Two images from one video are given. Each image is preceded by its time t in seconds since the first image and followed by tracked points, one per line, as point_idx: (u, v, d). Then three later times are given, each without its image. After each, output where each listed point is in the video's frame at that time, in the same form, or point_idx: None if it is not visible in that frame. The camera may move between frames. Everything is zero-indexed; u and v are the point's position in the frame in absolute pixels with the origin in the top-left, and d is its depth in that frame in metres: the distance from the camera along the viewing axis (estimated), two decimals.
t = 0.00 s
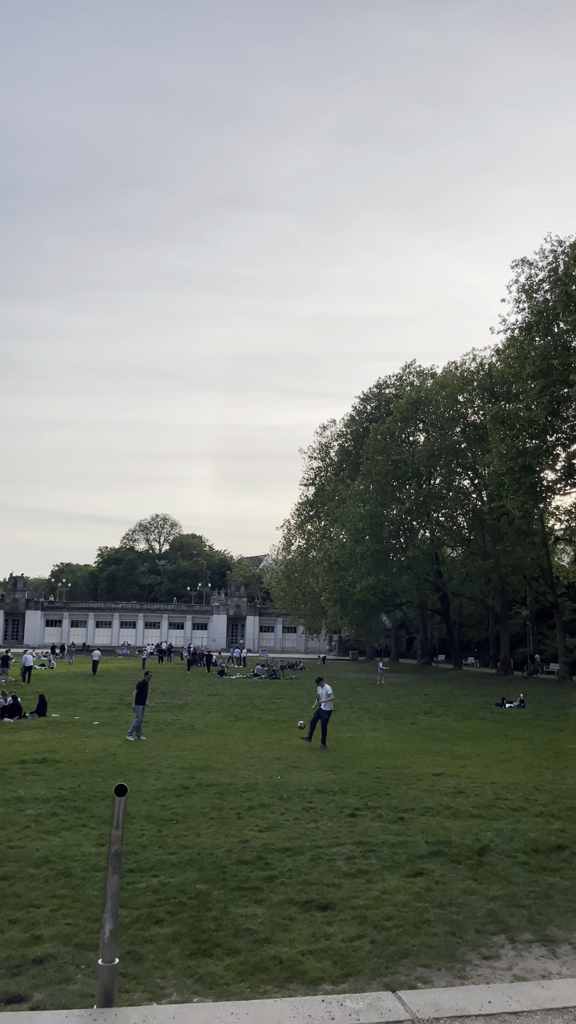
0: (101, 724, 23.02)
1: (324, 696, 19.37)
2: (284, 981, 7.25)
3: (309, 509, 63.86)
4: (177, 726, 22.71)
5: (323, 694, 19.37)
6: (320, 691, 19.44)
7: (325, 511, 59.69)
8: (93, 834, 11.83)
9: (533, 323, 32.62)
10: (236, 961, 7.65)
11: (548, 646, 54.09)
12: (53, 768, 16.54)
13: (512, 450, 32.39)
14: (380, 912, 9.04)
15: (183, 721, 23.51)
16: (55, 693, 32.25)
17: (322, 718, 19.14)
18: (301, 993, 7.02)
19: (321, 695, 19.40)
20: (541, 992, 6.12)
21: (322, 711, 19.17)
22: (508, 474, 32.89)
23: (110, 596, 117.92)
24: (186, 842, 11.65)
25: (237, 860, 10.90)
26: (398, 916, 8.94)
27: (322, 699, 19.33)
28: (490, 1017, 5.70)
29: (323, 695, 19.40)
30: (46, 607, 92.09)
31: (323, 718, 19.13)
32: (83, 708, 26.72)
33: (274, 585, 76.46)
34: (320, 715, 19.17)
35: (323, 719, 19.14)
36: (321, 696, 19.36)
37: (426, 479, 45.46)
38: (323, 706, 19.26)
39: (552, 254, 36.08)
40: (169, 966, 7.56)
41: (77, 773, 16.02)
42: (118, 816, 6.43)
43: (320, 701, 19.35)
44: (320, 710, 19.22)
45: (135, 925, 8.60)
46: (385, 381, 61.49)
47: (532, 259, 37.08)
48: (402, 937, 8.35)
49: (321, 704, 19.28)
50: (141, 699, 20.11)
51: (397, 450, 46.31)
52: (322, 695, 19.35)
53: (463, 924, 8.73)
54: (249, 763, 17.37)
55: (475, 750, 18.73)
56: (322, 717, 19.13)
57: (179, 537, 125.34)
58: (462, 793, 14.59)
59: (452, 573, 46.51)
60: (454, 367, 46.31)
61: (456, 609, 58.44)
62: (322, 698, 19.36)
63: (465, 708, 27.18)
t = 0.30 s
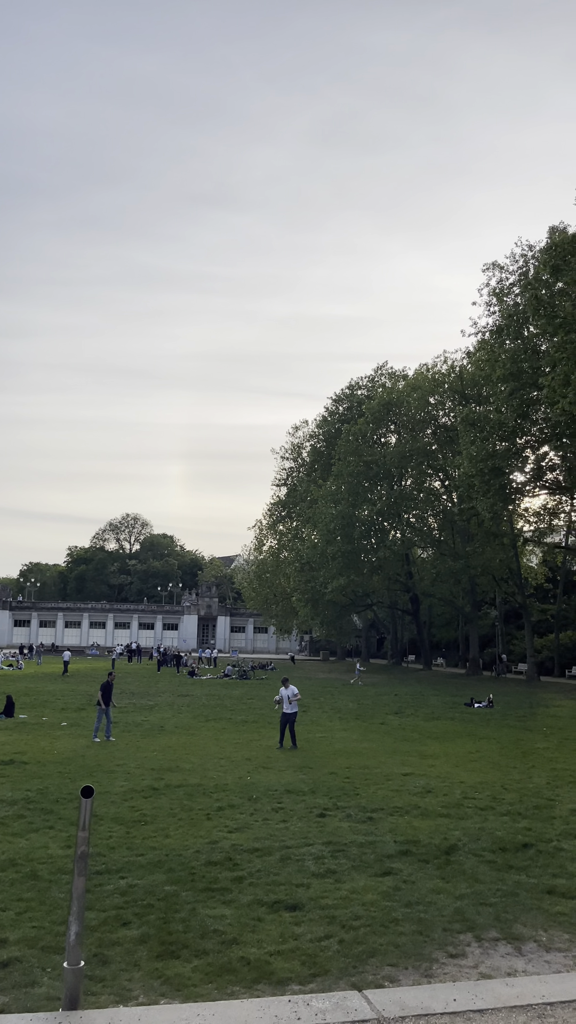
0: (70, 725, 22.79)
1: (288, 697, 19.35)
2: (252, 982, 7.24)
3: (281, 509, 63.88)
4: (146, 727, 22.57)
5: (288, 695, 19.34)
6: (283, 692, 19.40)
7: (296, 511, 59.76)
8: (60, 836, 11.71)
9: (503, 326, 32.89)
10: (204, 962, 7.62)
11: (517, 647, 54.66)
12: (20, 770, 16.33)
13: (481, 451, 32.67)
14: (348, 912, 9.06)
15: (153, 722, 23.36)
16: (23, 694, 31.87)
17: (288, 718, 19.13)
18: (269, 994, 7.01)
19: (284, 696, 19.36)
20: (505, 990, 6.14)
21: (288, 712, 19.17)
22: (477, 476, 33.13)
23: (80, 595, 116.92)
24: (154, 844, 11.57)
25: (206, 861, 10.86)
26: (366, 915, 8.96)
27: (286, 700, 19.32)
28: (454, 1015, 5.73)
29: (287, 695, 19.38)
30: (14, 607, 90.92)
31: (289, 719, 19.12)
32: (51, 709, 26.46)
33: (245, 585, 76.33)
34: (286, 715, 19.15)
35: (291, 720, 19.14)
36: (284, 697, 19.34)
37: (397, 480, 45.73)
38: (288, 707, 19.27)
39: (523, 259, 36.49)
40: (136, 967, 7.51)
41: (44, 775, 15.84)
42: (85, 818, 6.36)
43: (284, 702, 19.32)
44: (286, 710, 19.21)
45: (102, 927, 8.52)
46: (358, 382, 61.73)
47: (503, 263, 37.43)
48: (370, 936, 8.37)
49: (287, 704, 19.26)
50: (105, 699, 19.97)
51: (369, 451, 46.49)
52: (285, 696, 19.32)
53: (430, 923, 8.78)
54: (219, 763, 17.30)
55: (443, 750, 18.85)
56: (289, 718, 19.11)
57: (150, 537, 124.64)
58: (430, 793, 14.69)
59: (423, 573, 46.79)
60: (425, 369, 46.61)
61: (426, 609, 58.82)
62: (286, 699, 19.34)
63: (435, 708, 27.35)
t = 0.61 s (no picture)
0: (33, 728, 22.51)
1: (255, 698, 19.32)
2: (217, 984, 7.21)
3: (249, 510, 63.85)
4: (112, 729, 22.38)
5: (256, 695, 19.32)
6: (250, 693, 19.34)
7: (264, 513, 59.75)
8: (22, 840, 11.56)
9: (469, 332, 33.30)
10: (168, 965, 7.58)
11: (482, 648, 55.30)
12: None
13: (446, 454, 32.96)
14: (313, 913, 9.08)
15: (118, 724, 23.13)
16: None
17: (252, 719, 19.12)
18: (233, 996, 6.99)
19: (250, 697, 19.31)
20: (467, 988, 6.15)
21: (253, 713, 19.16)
22: (443, 479, 33.50)
23: (45, 596, 115.57)
24: (118, 847, 11.48)
25: (171, 863, 10.80)
26: (330, 916, 8.99)
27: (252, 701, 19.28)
28: (416, 1014, 5.74)
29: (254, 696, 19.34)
30: None
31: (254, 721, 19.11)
32: (14, 712, 26.11)
33: (212, 587, 76.15)
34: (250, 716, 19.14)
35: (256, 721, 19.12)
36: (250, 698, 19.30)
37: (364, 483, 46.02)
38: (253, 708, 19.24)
39: (489, 264, 36.93)
40: (99, 972, 7.44)
41: (6, 778, 15.61)
42: (47, 822, 6.29)
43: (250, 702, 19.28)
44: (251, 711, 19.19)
45: (64, 932, 8.42)
46: (326, 384, 61.90)
47: (469, 269, 37.87)
48: (334, 936, 8.40)
49: (253, 705, 19.23)
50: (67, 700, 19.74)
51: (336, 453, 46.69)
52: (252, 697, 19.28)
53: (394, 922, 8.83)
54: (185, 766, 17.22)
55: (409, 751, 18.97)
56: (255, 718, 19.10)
57: (116, 537, 123.65)
58: (395, 793, 14.78)
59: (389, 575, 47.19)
60: (392, 372, 46.93)
61: (392, 610, 59.20)
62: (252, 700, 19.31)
63: (400, 708, 27.58)
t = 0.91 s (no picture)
0: None
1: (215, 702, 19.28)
2: (176, 989, 7.17)
3: (211, 513, 63.67)
4: (70, 734, 22.09)
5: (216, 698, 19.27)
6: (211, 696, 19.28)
7: (227, 515, 59.62)
8: None
9: (430, 337, 33.67)
10: (126, 971, 7.51)
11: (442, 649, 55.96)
12: None
13: (407, 457, 33.33)
14: (273, 915, 9.07)
15: (76, 729, 22.84)
16: None
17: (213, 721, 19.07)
18: (192, 1000, 6.96)
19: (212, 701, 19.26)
20: (425, 987, 6.16)
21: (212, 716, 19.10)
22: (404, 482, 33.81)
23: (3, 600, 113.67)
24: (76, 853, 11.33)
25: (130, 868, 10.70)
26: (290, 918, 8.99)
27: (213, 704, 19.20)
28: (374, 1014, 5.76)
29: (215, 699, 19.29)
30: None
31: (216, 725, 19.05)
32: None
33: (174, 590, 75.74)
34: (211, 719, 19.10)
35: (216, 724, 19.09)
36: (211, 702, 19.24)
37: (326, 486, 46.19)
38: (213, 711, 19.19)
39: (449, 270, 37.41)
40: (56, 980, 7.34)
41: None
42: (2, 829, 6.14)
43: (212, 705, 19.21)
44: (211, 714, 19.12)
45: (21, 940, 8.29)
46: (288, 387, 62.03)
47: (430, 274, 38.29)
48: (294, 939, 8.40)
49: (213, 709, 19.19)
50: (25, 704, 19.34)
51: (299, 456, 46.75)
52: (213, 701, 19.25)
53: (354, 924, 8.87)
54: (145, 770, 17.09)
55: (369, 753, 19.07)
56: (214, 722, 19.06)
57: (76, 540, 122.21)
58: (355, 795, 14.86)
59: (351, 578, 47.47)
60: (354, 376, 47.21)
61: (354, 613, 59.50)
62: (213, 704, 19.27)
63: (362, 710, 27.82)
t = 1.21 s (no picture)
0: None
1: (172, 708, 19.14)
2: (130, 996, 7.09)
3: (169, 515, 63.26)
4: (24, 739, 21.68)
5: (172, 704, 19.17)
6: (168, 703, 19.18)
7: (185, 518, 59.29)
8: None
9: (387, 341, 33.96)
10: (79, 979, 7.40)
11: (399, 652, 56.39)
12: None
13: (365, 461, 33.59)
14: (229, 920, 9.03)
15: (30, 734, 22.43)
16: None
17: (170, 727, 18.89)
18: (146, 1008, 6.88)
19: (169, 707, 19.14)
20: (377, 989, 6.12)
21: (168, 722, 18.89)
22: (362, 485, 33.96)
23: None
24: (28, 861, 11.13)
25: (83, 875, 10.55)
26: (246, 923, 8.95)
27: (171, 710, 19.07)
28: (327, 1015, 5.74)
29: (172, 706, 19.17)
30: None
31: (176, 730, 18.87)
32: None
33: (131, 593, 75.02)
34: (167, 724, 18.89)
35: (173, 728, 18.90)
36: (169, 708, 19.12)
37: (285, 488, 46.26)
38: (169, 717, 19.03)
39: (407, 276, 37.80)
40: (7, 989, 7.21)
41: None
42: None
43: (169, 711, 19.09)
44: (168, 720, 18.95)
45: None
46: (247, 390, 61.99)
47: (388, 279, 38.63)
48: (249, 943, 8.38)
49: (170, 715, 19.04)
50: None
51: (258, 458, 46.71)
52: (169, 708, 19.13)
53: (309, 926, 8.88)
54: (99, 775, 16.87)
55: (326, 755, 19.13)
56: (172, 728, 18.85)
57: (30, 543, 120.21)
58: (312, 797, 14.88)
59: (310, 581, 47.65)
60: (313, 379, 47.37)
61: (312, 616, 59.60)
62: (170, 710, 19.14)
63: (320, 713, 27.87)
